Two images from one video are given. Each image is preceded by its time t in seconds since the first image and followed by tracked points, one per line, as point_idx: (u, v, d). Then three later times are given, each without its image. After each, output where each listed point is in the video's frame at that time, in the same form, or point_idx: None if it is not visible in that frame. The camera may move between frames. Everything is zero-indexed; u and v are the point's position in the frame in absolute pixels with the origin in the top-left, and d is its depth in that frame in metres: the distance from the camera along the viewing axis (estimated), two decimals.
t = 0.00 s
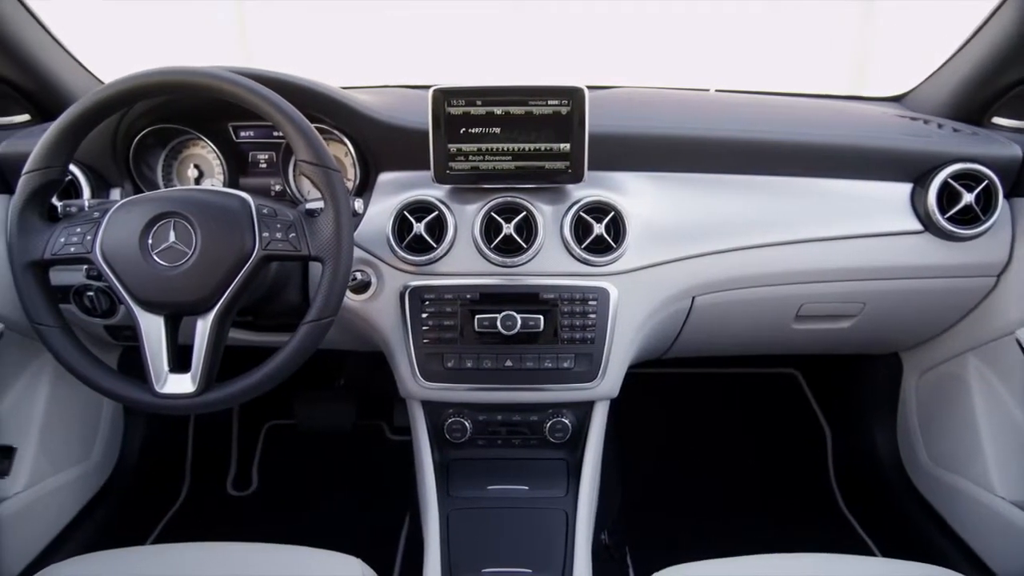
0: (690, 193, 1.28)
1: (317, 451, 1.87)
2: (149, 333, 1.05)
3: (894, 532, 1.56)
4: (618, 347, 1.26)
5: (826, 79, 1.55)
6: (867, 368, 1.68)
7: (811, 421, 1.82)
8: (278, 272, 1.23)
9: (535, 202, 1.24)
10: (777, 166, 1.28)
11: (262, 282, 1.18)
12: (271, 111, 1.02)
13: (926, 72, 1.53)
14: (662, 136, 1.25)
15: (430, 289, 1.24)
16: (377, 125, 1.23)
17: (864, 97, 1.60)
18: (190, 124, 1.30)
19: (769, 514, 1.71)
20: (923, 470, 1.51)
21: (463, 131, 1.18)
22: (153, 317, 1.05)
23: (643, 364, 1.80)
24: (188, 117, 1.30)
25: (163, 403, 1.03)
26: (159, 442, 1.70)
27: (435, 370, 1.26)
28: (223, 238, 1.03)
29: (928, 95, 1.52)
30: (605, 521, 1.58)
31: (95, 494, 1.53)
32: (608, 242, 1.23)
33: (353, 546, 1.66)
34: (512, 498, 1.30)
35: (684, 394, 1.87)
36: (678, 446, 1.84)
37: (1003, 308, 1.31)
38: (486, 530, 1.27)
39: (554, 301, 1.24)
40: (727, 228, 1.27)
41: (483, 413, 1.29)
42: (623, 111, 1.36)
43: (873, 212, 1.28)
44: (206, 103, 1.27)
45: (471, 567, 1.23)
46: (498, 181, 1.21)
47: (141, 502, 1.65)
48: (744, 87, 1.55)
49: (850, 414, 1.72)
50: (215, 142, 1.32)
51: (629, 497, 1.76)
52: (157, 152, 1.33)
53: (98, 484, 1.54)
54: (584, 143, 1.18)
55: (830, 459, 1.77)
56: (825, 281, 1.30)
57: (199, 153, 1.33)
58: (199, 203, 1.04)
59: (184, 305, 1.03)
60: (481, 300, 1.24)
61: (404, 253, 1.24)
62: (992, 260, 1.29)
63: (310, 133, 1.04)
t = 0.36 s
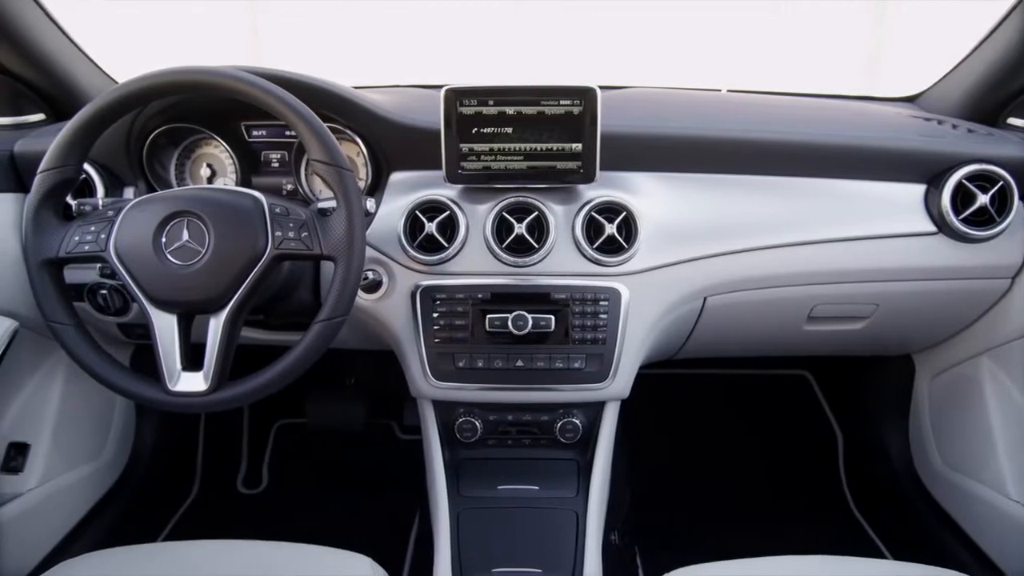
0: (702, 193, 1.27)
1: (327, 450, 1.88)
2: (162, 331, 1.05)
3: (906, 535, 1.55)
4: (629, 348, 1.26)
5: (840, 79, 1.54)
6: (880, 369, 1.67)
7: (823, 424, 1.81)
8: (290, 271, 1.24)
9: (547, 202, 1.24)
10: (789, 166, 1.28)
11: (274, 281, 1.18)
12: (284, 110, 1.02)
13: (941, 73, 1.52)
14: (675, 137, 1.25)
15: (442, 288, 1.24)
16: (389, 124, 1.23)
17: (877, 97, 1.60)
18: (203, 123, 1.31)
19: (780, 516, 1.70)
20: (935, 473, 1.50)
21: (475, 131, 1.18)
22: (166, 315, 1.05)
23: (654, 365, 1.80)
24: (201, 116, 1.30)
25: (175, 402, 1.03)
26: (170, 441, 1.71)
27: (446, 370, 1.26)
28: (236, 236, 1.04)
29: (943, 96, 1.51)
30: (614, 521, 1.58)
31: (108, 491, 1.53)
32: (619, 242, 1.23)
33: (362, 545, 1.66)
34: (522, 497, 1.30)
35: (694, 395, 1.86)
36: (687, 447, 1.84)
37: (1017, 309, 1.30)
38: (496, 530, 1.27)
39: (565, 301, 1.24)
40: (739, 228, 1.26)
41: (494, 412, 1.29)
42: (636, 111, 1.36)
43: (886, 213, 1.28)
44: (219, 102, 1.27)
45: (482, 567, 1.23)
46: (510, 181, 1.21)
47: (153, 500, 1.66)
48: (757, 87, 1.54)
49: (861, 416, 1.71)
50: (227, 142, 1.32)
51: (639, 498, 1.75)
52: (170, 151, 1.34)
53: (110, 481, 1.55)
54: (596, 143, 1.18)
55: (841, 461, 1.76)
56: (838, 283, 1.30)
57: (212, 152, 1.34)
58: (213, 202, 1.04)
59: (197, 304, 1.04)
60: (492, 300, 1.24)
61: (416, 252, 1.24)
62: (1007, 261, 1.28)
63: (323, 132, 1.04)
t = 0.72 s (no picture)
0: (714, 194, 1.27)
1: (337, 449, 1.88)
2: (175, 329, 1.05)
3: (918, 538, 1.54)
4: (641, 348, 1.26)
5: (853, 79, 1.53)
6: (893, 371, 1.66)
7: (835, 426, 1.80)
8: (302, 270, 1.24)
9: (559, 202, 1.24)
10: (803, 167, 1.27)
11: (286, 279, 1.19)
12: (298, 110, 1.03)
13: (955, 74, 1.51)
14: (688, 137, 1.25)
15: (453, 288, 1.24)
16: (401, 124, 1.23)
17: (892, 98, 1.59)
18: (217, 122, 1.31)
19: (791, 518, 1.69)
20: (948, 475, 1.49)
21: (487, 131, 1.18)
22: (180, 313, 1.06)
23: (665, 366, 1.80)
24: (215, 116, 1.31)
25: (188, 399, 1.04)
26: (182, 438, 1.72)
27: (457, 369, 1.26)
28: (249, 235, 1.04)
29: (958, 97, 1.50)
30: (625, 523, 1.56)
31: (121, 487, 1.54)
32: (631, 242, 1.23)
33: (372, 544, 1.67)
34: (533, 498, 1.30)
35: (704, 395, 1.86)
36: (698, 449, 1.84)
37: None
38: (507, 529, 1.27)
39: (577, 302, 1.24)
40: (752, 229, 1.26)
41: (505, 412, 1.29)
42: (648, 111, 1.36)
43: (900, 214, 1.27)
44: (233, 102, 1.28)
45: (492, 566, 1.23)
46: (523, 181, 1.21)
47: (165, 498, 1.67)
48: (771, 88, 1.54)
49: (874, 418, 1.70)
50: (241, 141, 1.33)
51: (649, 499, 1.75)
52: (184, 150, 1.34)
53: (123, 478, 1.55)
54: (609, 143, 1.18)
55: (853, 464, 1.75)
56: (851, 284, 1.29)
57: (225, 152, 1.34)
58: (227, 201, 1.05)
59: (210, 302, 1.04)
60: (504, 300, 1.24)
61: (428, 252, 1.24)
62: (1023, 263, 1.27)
63: (337, 132, 1.05)
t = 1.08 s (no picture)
0: (727, 195, 1.26)
1: (348, 448, 1.89)
2: (188, 327, 1.06)
3: (931, 541, 1.53)
4: (652, 349, 1.26)
5: (867, 80, 1.52)
6: (906, 373, 1.65)
7: (846, 428, 1.79)
8: (314, 269, 1.24)
9: (571, 202, 1.24)
10: (816, 167, 1.27)
11: (299, 278, 1.19)
12: (311, 110, 1.03)
13: (971, 74, 1.50)
14: (701, 137, 1.24)
15: (465, 288, 1.24)
16: (414, 123, 1.23)
17: (906, 99, 1.58)
18: (230, 121, 1.32)
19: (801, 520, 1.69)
20: (961, 478, 1.48)
21: (500, 131, 1.18)
22: (193, 311, 1.06)
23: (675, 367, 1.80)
24: (228, 116, 1.32)
25: (201, 397, 1.04)
26: (194, 436, 1.73)
27: (468, 369, 1.26)
28: (263, 235, 1.04)
29: (974, 97, 1.49)
30: (636, 523, 1.55)
31: (133, 485, 1.55)
32: (643, 242, 1.23)
33: (383, 543, 1.67)
34: (544, 498, 1.30)
35: (715, 396, 1.85)
36: (708, 450, 1.83)
37: None
38: (517, 529, 1.27)
39: (588, 302, 1.23)
40: (765, 230, 1.26)
41: (516, 412, 1.29)
42: (661, 111, 1.35)
43: (914, 215, 1.26)
44: (247, 101, 1.28)
45: (504, 567, 1.23)
46: (535, 181, 1.21)
47: (177, 496, 1.67)
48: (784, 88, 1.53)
49: (886, 421, 1.69)
50: (253, 140, 1.33)
51: (660, 501, 1.75)
52: (197, 150, 1.35)
53: (135, 476, 1.56)
54: (622, 143, 1.18)
55: (864, 466, 1.74)
56: (864, 285, 1.28)
57: (238, 151, 1.35)
58: (241, 200, 1.05)
59: (224, 301, 1.05)
60: (515, 300, 1.24)
61: (440, 252, 1.24)
62: None
63: (350, 131, 1.05)
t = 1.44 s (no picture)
0: (739, 195, 1.26)
1: (357, 446, 1.89)
2: (200, 325, 1.06)
3: (942, 544, 1.52)
4: (663, 350, 1.25)
5: (880, 80, 1.51)
6: (919, 375, 1.64)
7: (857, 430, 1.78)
8: (325, 268, 1.25)
9: (582, 202, 1.23)
10: (828, 168, 1.26)
11: (310, 277, 1.20)
12: (323, 109, 1.03)
13: (986, 74, 1.49)
14: (713, 138, 1.24)
15: (476, 287, 1.25)
16: (426, 123, 1.24)
17: (920, 99, 1.57)
18: (242, 121, 1.32)
19: (811, 522, 1.68)
20: (973, 481, 1.47)
21: (511, 131, 1.18)
22: (205, 310, 1.06)
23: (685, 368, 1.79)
24: (241, 115, 1.32)
25: (213, 395, 1.05)
26: (204, 435, 1.73)
27: (479, 369, 1.26)
28: (275, 234, 1.05)
29: (989, 97, 1.48)
30: (645, 524, 1.55)
31: (145, 481, 1.56)
32: (654, 243, 1.23)
33: (392, 542, 1.67)
34: (554, 498, 1.30)
35: (727, 397, 1.84)
36: (718, 452, 1.83)
37: None
38: (527, 529, 1.27)
39: (599, 303, 1.23)
40: (777, 231, 1.25)
41: (526, 412, 1.29)
42: (673, 111, 1.35)
43: (928, 217, 1.26)
44: (260, 101, 1.28)
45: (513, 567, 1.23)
46: (546, 181, 1.21)
47: (187, 494, 1.68)
48: (796, 88, 1.53)
49: (898, 423, 1.68)
50: (265, 139, 1.34)
51: (669, 502, 1.74)
52: (209, 149, 1.36)
53: (146, 474, 1.57)
54: (633, 143, 1.17)
55: (875, 469, 1.73)
56: (876, 286, 1.28)
57: (250, 150, 1.35)
58: (253, 199, 1.06)
59: (236, 299, 1.05)
60: (526, 300, 1.24)
61: (451, 252, 1.24)
62: None
63: (362, 131, 1.05)
